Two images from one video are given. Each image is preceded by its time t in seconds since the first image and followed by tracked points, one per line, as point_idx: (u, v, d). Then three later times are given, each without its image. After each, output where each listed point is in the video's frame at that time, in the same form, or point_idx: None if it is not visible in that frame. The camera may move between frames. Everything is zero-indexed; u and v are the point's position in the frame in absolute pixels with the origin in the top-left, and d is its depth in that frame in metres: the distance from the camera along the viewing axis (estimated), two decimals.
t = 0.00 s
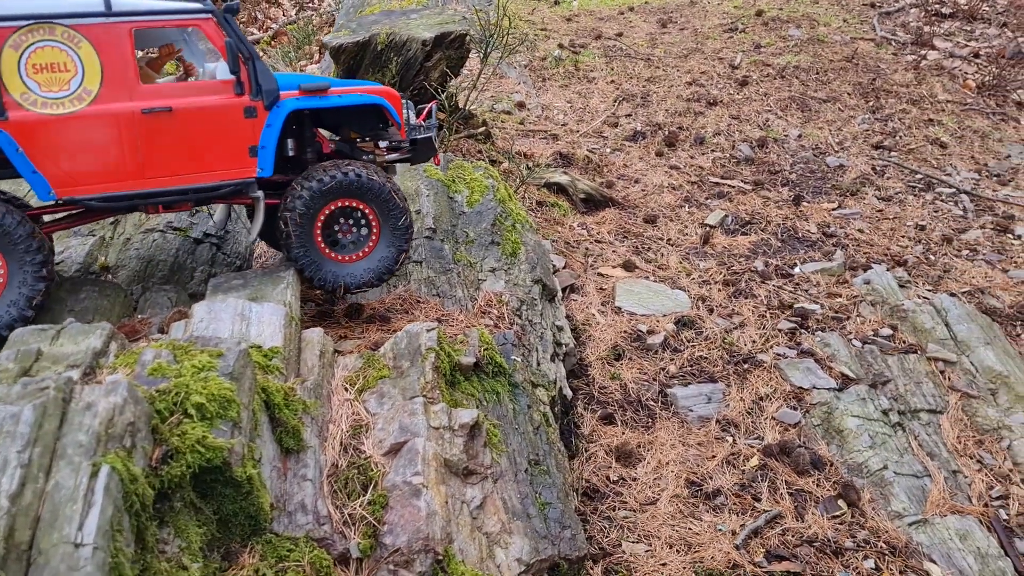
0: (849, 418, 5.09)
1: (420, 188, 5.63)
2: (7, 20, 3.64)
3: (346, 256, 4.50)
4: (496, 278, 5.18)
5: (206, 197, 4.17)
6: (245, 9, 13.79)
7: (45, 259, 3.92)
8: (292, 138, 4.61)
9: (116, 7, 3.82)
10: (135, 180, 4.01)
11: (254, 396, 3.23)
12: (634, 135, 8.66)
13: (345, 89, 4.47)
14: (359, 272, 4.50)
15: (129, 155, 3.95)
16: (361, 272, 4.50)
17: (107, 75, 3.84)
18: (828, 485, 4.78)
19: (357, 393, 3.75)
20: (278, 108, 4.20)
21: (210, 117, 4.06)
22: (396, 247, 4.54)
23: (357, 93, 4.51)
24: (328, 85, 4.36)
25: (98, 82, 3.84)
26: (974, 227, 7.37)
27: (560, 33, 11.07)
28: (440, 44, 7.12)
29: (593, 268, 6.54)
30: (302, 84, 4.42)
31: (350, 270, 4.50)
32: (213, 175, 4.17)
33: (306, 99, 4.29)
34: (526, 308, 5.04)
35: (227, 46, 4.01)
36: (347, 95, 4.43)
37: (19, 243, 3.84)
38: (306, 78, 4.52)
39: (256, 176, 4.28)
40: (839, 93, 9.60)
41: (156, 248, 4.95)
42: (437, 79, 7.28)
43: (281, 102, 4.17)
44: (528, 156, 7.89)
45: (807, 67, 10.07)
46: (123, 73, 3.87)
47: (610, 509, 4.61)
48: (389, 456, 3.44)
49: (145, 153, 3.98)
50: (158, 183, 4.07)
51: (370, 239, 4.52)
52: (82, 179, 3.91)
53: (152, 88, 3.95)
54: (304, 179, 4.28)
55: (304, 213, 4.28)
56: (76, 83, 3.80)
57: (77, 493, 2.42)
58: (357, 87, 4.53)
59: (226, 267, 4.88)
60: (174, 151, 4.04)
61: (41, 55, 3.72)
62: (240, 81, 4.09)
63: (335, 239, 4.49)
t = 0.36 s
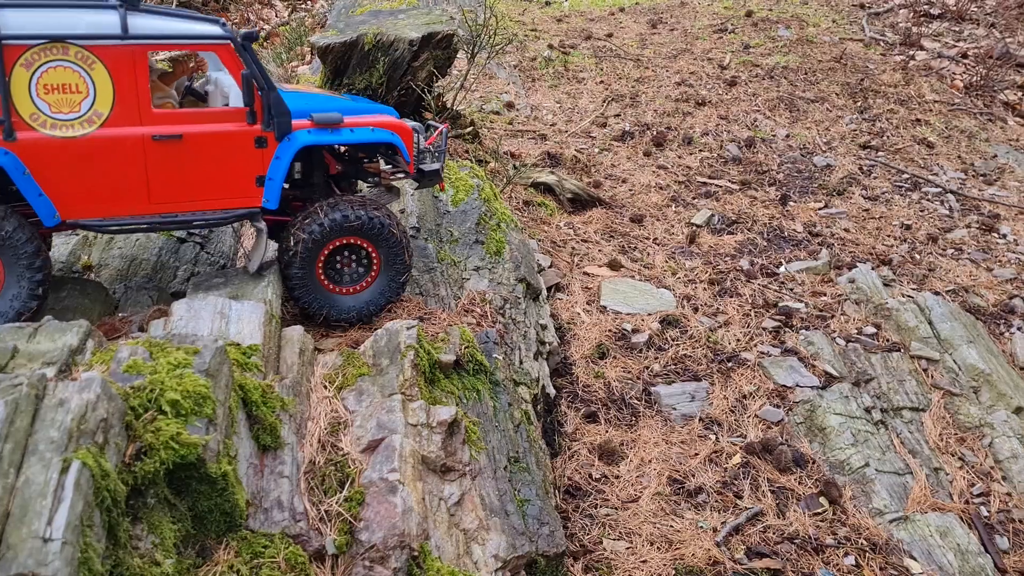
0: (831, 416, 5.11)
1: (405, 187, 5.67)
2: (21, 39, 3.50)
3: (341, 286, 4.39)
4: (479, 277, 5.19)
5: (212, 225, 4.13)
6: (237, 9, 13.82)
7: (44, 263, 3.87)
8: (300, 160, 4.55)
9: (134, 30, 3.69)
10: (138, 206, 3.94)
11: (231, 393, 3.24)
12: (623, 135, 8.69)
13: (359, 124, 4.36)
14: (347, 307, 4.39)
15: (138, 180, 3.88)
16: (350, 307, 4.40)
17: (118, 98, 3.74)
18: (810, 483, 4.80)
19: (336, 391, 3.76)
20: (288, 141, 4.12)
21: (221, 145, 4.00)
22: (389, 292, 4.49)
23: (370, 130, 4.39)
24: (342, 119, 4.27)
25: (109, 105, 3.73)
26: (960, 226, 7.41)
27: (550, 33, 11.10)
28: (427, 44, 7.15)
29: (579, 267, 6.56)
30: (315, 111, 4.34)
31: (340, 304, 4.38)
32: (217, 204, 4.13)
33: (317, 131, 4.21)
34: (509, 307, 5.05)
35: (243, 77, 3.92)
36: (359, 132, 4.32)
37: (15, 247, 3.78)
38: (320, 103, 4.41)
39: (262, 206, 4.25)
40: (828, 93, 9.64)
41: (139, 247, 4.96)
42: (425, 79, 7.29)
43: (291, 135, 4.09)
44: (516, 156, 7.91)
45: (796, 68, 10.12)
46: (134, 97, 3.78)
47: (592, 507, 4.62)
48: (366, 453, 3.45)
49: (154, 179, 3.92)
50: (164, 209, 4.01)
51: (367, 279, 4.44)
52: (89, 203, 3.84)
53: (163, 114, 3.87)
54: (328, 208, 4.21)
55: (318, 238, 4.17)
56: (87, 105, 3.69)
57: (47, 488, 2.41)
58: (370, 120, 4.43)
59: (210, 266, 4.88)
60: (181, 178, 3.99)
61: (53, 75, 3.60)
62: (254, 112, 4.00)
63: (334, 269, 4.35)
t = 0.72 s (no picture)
0: (818, 413, 5.12)
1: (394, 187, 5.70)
2: (31, 49, 3.49)
3: (343, 290, 4.37)
4: (468, 275, 5.20)
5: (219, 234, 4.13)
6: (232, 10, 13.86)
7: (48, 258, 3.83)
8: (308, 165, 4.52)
9: (145, 39, 3.67)
10: (147, 215, 3.95)
11: (215, 391, 3.25)
12: (614, 135, 8.72)
13: (368, 132, 4.29)
14: (343, 313, 4.38)
15: (146, 190, 3.89)
16: (345, 315, 4.38)
17: (127, 108, 3.74)
18: (798, 479, 4.82)
19: (322, 388, 3.78)
20: (297, 151, 4.11)
21: (229, 155, 4.00)
22: (387, 306, 4.48)
23: (380, 138, 4.31)
24: (351, 127, 4.24)
25: (118, 115, 3.73)
26: (949, 224, 7.44)
27: (543, 34, 11.15)
28: (418, 45, 7.18)
29: (570, 266, 6.58)
30: (324, 119, 4.31)
31: (337, 309, 4.36)
32: (225, 213, 4.13)
33: (326, 141, 4.19)
34: (498, 305, 5.07)
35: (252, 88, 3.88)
36: (367, 141, 4.26)
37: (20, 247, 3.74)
38: (330, 110, 4.38)
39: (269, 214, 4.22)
40: (820, 92, 9.68)
41: (129, 248, 4.99)
42: (415, 79, 7.33)
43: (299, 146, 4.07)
44: (508, 156, 7.93)
45: (788, 68, 10.15)
46: (143, 106, 3.77)
47: (580, 504, 4.63)
48: (351, 450, 3.46)
49: (162, 188, 3.93)
50: (172, 217, 4.02)
51: (371, 289, 4.43)
52: (97, 212, 3.85)
53: (172, 123, 3.87)
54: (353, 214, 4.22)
55: (331, 242, 4.17)
56: (97, 114, 3.69)
57: (28, 484, 2.43)
58: (380, 127, 4.37)
59: (199, 265, 4.90)
60: (189, 187, 3.99)
61: (63, 85, 3.60)
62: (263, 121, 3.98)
63: (341, 274, 4.33)
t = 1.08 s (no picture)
0: (815, 412, 5.11)
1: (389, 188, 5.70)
2: (75, 53, 3.46)
3: (369, 285, 4.32)
4: (464, 275, 5.18)
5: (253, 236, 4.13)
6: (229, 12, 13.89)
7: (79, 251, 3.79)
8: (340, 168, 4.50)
9: (187, 44, 3.64)
10: (183, 217, 3.95)
11: (207, 391, 3.24)
12: (611, 135, 8.72)
13: (402, 139, 4.28)
14: (356, 308, 4.32)
15: (183, 194, 3.88)
16: (358, 311, 4.34)
17: (166, 111, 3.72)
18: (794, 479, 4.80)
19: (315, 388, 3.76)
20: (332, 158, 4.10)
21: (265, 159, 3.98)
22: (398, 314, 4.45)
23: (413, 145, 4.30)
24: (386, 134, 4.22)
25: (158, 119, 3.71)
26: (946, 224, 7.43)
27: (539, 35, 11.16)
28: (414, 45, 7.21)
29: (566, 266, 6.57)
30: (360, 124, 4.29)
31: (353, 301, 4.31)
32: (259, 216, 4.12)
33: (361, 147, 4.17)
34: (494, 305, 5.06)
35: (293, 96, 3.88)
36: (401, 148, 4.25)
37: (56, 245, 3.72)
38: (364, 114, 4.35)
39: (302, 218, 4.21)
40: (816, 92, 9.68)
41: (123, 249, 4.97)
42: (411, 79, 7.39)
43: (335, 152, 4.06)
44: (504, 157, 7.93)
45: (784, 68, 10.16)
46: (183, 110, 3.75)
47: (575, 504, 4.62)
48: (344, 450, 3.45)
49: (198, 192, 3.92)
50: (207, 220, 4.02)
51: (393, 293, 4.41)
52: (134, 213, 3.85)
53: (211, 128, 3.84)
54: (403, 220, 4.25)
55: (380, 239, 4.18)
56: (137, 117, 3.68)
57: (15, 484, 2.40)
58: (413, 134, 4.36)
59: (193, 266, 4.89)
60: (225, 191, 3.98)
61: (105, 88, 3.58)
62: (300, 127, 3.97)
63: (372, 271, 4.29)
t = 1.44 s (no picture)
0: (811, 411, 5.09)
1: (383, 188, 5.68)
2: (96, 53, 3.44)
3: (384, 280, 4.29)
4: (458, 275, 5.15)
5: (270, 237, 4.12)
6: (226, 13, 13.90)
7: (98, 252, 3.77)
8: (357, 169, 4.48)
9: (208, 45, 3.63)
10: (201, 217, 3.94)
11: (196, 391, 3.21)
12: (606, 135, 8.71)
13: (420, 140, 4.24)
14: (363, 302, 4.28)
15: (202, 194, 3.87)
16: (364, 306, 4.29)
17: (187, 112, 3.70)
18: (790, 478, 4.78)
19: (306, 389, 3.74)
20: (351, 159, 4.08)
21: (284, 160, 3.97)
22: (399, 318, 4.41)
23: (431, 147, 4.27)
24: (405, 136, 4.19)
25: (178, 119, 3.70)
26: (943, 222, 7.42)
27: (535, 35, 11.16)
28: (408, 45, 7.19)
29: (561, 266, 6.56)
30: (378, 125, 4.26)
31: (364, 295, 4.26)
32: (276, 216, 4.11)
33: (379, 149, 4.14)
34: (488, 305, 5.04)
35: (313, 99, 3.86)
36: (420, 150, 4.21)
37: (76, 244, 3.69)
38: (382, 115, 4.33)
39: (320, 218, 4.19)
40: (812, 91, 9.68)
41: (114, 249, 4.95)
42: (405, 79, 7.37)
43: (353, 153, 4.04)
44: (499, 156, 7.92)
45: (780, 67, 10.16)
46: (203, 110, 3.73)
47: (570, 504, 4.60)
48: (335, 451, 3.42)
49: (217, 192, 3.91)
50: (225, 220, 4.00)
51: (401, 295, 4.38)
52: (153, 213, 3.84)
53: (231, 128, 3.83)
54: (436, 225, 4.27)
55: (411, 239, 4.19)
56: (157, 118, 3.67)
57: None
58: (432, 135, 4.32)
59: (186, 267, 4.87)
60: (244, 191, 3.97)
61: (126, 88, 3.57)
62: (319, 127, 3.95)
63: (392, 267, 4.27)
